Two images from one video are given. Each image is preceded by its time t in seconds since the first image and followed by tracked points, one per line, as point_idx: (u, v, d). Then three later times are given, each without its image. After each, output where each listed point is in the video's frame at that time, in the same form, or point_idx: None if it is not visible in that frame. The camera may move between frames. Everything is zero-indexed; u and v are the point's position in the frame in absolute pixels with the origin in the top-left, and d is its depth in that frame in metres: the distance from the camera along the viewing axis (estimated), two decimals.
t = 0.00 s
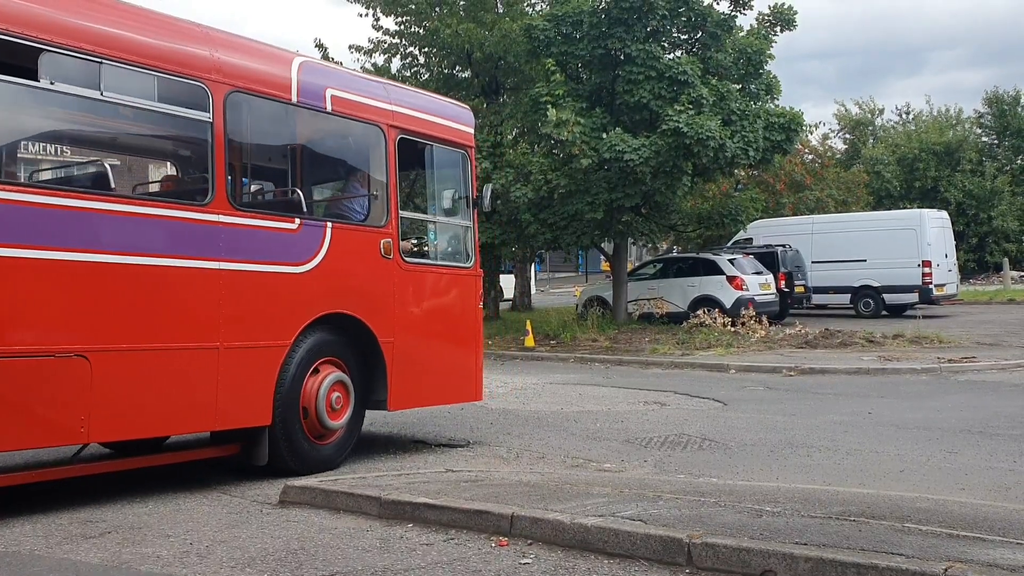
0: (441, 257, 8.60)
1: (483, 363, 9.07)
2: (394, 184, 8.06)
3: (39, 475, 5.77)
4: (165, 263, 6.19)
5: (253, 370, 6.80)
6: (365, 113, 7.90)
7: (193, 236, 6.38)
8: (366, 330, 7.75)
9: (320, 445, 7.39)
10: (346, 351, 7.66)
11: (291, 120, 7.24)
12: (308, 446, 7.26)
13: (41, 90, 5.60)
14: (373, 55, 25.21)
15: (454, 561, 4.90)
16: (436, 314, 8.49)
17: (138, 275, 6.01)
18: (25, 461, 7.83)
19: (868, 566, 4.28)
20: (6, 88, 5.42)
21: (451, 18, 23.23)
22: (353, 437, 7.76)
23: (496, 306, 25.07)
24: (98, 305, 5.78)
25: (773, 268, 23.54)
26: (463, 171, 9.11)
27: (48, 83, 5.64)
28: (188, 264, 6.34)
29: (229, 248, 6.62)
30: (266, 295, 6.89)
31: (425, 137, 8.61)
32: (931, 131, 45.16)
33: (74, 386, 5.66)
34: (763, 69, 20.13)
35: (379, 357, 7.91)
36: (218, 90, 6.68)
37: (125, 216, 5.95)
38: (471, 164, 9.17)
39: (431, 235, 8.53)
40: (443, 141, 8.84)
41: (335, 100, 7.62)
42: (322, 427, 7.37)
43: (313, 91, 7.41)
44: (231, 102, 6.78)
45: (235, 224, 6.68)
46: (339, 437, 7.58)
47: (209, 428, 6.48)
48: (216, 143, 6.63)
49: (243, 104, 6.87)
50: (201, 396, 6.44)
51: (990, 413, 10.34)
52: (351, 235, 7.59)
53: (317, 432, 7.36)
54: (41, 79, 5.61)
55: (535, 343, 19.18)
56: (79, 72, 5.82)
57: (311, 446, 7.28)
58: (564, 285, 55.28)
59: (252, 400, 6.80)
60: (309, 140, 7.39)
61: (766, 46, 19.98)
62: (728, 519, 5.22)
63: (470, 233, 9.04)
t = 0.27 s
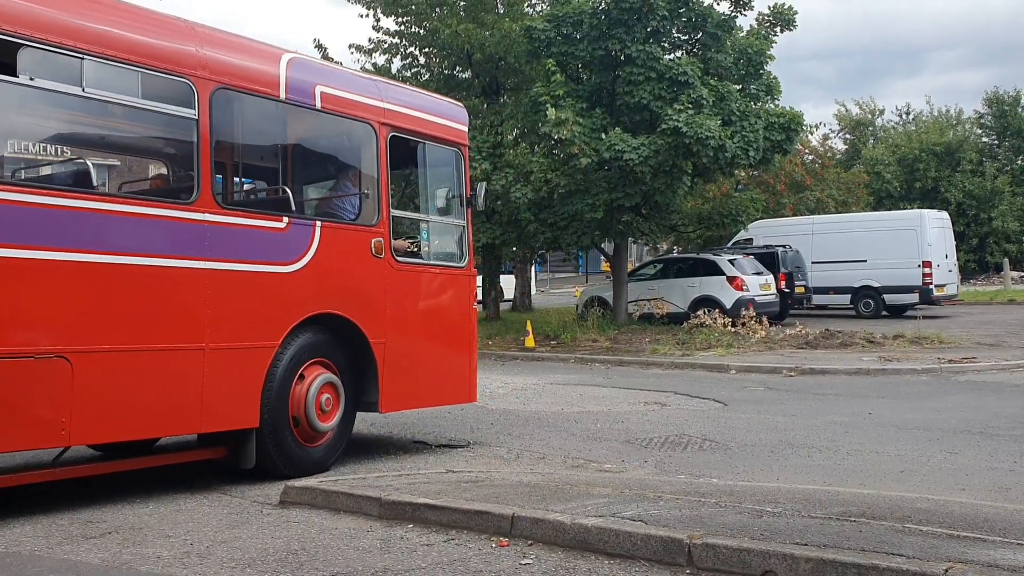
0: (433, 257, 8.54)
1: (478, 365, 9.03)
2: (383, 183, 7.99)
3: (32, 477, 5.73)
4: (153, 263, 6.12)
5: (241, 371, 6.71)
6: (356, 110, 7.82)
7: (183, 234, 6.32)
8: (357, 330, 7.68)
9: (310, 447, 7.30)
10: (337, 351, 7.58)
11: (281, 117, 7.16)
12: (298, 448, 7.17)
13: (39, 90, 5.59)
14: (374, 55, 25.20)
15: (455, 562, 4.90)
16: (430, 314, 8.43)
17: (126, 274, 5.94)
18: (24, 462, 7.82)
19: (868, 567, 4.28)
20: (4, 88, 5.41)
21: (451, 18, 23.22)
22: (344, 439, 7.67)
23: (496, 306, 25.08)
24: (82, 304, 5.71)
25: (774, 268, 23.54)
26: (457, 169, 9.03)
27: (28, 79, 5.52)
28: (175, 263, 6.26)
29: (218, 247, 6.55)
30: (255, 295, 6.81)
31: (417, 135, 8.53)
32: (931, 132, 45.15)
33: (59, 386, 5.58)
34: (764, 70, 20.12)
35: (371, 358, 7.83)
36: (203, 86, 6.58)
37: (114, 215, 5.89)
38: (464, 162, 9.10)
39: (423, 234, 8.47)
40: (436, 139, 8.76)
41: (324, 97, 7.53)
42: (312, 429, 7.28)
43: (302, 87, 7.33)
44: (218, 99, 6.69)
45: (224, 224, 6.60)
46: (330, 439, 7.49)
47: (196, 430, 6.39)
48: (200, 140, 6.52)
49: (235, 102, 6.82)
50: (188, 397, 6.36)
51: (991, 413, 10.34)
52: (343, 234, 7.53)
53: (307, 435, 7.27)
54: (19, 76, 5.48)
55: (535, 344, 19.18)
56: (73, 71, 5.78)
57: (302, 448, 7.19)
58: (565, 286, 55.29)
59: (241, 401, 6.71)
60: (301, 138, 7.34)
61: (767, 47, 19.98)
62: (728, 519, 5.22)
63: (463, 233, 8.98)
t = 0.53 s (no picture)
0: (424, 257, 8.47)
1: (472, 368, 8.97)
2: (372, 183, 7.91)
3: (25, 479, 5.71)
4: (138, 264, 6.05)
5: (227, 373, 6.64)
6: (346, 108, 7.76)
7: (169, 234, 6.26)
8: (346, 332, 7.60)
9: (299, 451, 7.21)
10: (326, 354, 7.50)
11: (269, 116, 7.11)
12: (286, 452, 7.08)
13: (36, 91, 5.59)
14: (373, 56, 25.21)
15: (454, 563, 4.90)
16: (422, 315, 8.37)
17: (112, 275, 5.88)
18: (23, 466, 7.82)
19: (867, 568, 4.28)
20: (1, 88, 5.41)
21: (450, 20, 23.21)
22: (334, 443, 7.58)
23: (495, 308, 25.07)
24: (67, 305, 5.64)
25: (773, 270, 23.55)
26: (450, 168, 8.97)
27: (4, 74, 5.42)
28: (161, 263, 6.20)
29: (205, 247, 6.49)
30: (243, 296, 6.75)
31: (409, 134, 8.47)
32: (930, 134, 45.16)
33: (42, 388, 5.51)
34: (763, 72, 20.14)
35: (361, 360, 7.76)
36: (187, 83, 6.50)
37: (102, 215, 5.84)
38: (458, 161, 9.04)
39: (415, 234, 8.40)
40: (429, 138, 8.71)
41: (312, 95, 7.47)
42: (300, 433, 7.18)
43: (290, 85, 7.28)
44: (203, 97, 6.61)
45: (211, 223, 6.54)
46: (320, 442, 7.40)
47: (182, 432, 6.31)
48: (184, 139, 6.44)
49: (222, 102, 6.76)
50: (174, 399, 6.29)
51: (991, 415, 10.34)
52: (333, 234, 7.47)
53: (296, 440, 7.18)
54: None
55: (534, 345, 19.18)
56: (66, 71, 5.77)
57: (290, 452, 7.10)
58: (564, 287, 55.27)
59: (227, 404, 6.63)
60: (288, 138, 7.28)
61: (766, 49, 20.00)
62: (727, 521, 5.22)
63: (457, 233, 8.91)
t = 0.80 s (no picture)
0: (417, 258, 8.45)
1: (464, 370, 8.94)
2: (364, 182, 7.86)
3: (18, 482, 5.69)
4: (125, 264, 5.98)
5: (216, 376, 6.57)
6: (335, 106, 7.69)
7: (156, 234, 6.19)
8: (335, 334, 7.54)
9: (287, 455, 7.14)
10: (314, 356, 7.42)
11: (257, 114, 7.04)
12: (274, 457, 7.01)
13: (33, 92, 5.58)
14: (373, 57, 25.21)
15: (454, 565, 4.90)
16: (413, 317, 8.33)
17: (97, 276, 5.81)
18: (23, 469, 7.81)
19: (867, 570, 4.28)
20: None
21: (450, 21, 23.21)
22: (323, 446, 7.51)
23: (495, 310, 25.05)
24: (52, 305, 5.57)
25: (773, 272, 23.55)
26: (442, 167, 8.94)
27: None
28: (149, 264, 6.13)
29: (193, 247, 6.42)
30: (232, 298, 6.68)
31: (399, 133, 8.42)
32: (929, 135, 45.17)
33: (26, 390, 5.43)
34: (763, 74, 20.11)
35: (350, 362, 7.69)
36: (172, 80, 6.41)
37: (87, 215, 5.76)
38: (451, 161, 9.01)
39: (407, 235, 8.39)
40: (420, 137, 8.65)
41: (301, 93, 7.40)
42: (289, 438, 7.11)
43: (279, 83, 7.20)
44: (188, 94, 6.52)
45: (200, 224, 6.47)
46: (308, 445, 7.34)
47: (171, 435, 6.24)
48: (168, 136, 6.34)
49: (211, 101, 6.70)
50: (162, 402, 6.21)
51: (991, 417, 10.34)
52: (322, 235, 7.40)
53: (284, 445, 7.11)
54: None
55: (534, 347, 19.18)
56: (62, 71, 5.76)
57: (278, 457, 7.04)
58: (564, 289, 55.29)
59: (216, 407, 6.56)
60: (278, 137, 7.22)
61: (766, 51, 20.01)
62: (727, 523, 5.22)
63: (449, 233, 8.92)
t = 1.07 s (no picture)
0: (408, 258, 8.44)
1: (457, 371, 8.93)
2: (354, 182, 7.84)
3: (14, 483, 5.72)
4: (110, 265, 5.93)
5: (202, 378, 6.53)
6: (324, 104, 7.65)
7: (142, 235, 6.14)
8: (323, 335, 7.50)
9: (274, 459, 7.11)
10: (301, 359, 7.38)
11: (244, 112, 6.99)
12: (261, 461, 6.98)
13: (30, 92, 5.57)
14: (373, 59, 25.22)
15: (454, 566, 4.90)
16: (404, 319, 8.31)
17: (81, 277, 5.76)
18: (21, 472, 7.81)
19: (866, 571, 4.27)
20: None
21: (450, 23, 23.22)
22: (312, 449, 7.48)
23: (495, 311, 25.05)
24: (35, 307, 5.52)
25: (773, 273, 23.56)
26: (433, 167, 8.92)
27: None
28: (134, 263, 6.09)
29: (179, 249, 6.37)
30: (221, 300, 6.66)
31: (389, 131, 8.39)
32: (929, 136, 45.15)
33: (5, 392, 5.37)
34: (763, 75, 20.07)
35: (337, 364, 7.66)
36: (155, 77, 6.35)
37: (71, 214, 5.71)
38: (442, 160, 9.01)
39: (399, 236, 8.37)
40: (411, 135, 8.63)
41: (289, 90, 7.34)
42: (276, 442, 7.07)
43: (266, 81, 7.15)
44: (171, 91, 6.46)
45: (190, 224, 6.45)
46: (296, 448, 7.30)
47: (156, 437, 6.20)
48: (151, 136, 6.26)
49: (202, 101, 6.68)
50: (150, 404, 6.19)
51: (991, 418, 10.34)
52: (311, 235, 7.38)
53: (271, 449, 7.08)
54: None
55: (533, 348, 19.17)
56: (60, 72, 5.79)
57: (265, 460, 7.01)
58: (564, 290, 55.32)
59: (201, 409, 6.52)
60: (267, 136, 7.18)
61: (765, 52, 19.96)
62: (727, 524, 5.21)
63: (442, 234, 8.91)
